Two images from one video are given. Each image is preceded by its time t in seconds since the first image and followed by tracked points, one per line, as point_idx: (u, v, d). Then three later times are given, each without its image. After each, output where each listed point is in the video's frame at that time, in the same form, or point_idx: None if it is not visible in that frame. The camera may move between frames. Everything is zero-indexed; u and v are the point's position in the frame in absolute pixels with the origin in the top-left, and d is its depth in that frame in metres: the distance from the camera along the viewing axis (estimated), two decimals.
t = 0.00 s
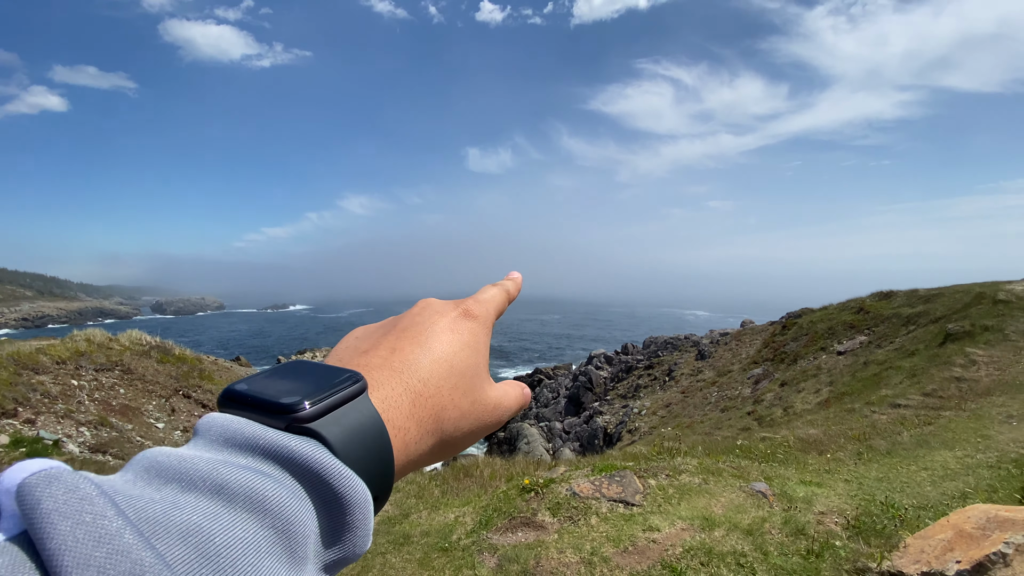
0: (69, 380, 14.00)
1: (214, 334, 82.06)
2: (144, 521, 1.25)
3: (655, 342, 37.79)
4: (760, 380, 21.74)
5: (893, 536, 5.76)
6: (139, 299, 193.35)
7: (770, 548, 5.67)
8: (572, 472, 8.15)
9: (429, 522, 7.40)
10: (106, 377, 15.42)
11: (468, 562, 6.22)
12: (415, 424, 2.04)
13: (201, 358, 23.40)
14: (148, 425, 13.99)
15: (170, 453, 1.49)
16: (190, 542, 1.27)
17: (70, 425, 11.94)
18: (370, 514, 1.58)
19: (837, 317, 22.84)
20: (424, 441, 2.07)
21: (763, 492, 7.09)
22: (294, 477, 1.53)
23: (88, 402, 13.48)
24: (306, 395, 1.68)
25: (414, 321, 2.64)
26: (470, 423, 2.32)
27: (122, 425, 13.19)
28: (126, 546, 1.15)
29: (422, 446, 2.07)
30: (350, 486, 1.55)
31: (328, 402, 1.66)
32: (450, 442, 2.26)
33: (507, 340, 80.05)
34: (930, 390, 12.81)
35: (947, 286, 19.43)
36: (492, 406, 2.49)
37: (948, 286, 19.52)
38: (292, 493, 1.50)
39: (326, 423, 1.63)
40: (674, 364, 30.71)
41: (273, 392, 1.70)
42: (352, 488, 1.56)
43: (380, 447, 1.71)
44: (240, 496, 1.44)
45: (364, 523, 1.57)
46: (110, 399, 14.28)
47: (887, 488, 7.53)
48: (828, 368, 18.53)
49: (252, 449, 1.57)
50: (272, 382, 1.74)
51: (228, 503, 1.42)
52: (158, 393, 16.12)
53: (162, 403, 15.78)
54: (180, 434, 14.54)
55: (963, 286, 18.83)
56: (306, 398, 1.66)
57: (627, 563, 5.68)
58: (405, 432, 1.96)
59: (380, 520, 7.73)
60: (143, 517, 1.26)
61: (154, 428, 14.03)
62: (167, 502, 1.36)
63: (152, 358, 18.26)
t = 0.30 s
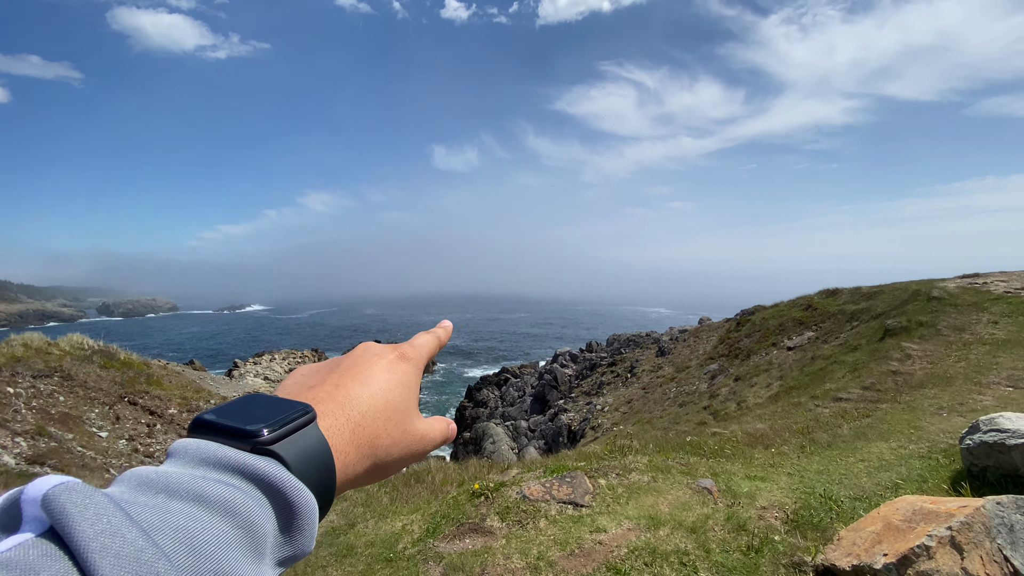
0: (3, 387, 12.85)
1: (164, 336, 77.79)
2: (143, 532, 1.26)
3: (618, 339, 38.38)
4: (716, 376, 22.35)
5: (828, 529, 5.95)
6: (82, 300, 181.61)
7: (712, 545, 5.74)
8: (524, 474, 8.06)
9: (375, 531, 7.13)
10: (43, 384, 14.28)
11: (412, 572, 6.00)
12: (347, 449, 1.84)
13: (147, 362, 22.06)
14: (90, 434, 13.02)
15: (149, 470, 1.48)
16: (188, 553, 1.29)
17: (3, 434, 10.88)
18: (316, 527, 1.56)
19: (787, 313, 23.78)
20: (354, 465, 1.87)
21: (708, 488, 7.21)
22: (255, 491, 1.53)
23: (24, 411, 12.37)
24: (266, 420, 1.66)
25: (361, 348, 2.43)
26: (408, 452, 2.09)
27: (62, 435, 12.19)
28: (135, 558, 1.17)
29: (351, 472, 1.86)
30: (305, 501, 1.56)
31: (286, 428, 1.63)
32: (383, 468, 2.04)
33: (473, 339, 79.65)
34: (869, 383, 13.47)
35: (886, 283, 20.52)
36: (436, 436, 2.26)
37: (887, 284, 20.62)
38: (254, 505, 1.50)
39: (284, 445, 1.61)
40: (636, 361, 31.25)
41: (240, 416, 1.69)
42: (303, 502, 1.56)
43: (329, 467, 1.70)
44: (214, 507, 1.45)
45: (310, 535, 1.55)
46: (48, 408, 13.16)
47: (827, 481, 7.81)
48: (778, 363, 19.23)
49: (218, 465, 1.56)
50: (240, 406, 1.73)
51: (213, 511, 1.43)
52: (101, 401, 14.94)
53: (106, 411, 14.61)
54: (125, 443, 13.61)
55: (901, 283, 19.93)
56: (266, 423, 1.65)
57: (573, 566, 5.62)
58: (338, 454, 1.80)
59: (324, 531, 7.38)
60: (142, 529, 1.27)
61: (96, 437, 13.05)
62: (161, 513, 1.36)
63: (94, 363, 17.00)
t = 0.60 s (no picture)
0: None
1: (132, 343, 74.99)
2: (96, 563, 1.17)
3: (597, 340, 38.64)
4: (693, 374, 22.67)
5: (798, 525, 6.05)
6: (44, 307, 173.81)
7: (687, 544, 5.76)
8: (500, 478, 7.98)
9: (348, 540, 6.93)
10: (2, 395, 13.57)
11: None
12: (290, 478, 1.71)
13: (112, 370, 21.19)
14: (52, 446, 12.41)
15: (94, 507, 1.38)
16: None
17: None
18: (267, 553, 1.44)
19: (760, 313, 24.30)
20: (300, 493, 1.74)
21: (683, 487, 7.26)
22: (204, 519, 1.42)
23: None
24: (215, 449, 1.54)
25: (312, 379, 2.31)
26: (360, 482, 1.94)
27: (22, 447, 11.56)
28: None
29: (296, 502, 1.73)
30: (254, 525, 1.44)
31: (235, 457, 1.50)
32: (333, 500, 1.90)
33: (454, 341, 79.20)
34: (838, 379, 13.83)
35: (854, 282, 21.15)
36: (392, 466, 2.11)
37: (855, 282, 21.25)
38: (203, 533, 1.40)
39: (232, 474, 1.47)
40: (615, 361, 31.50)
41: (190, 446, 1.57)
42: (252, 528, 1.44)
43: (280, 492, 1.58)
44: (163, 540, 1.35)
45: (258, 562, 1.42)
46: (8, 420, 12.48)
47: (798, 476, 7.95)
48: (752, 361, 19.61)
49: (167, 497, 1.45)
50: (190, 437, 1.61)
51: (167, 543, 1.33)
52: (64, 411, 14.30)
53: (70, 421, 14.00)
54: (89, 454, 13.05)
55: (868, 282, 20.57)
56: (213, 453, 1.51)
57: (549, 569, 5.57)
58: (283, 482, 1.68)
59: (295, 542, 7.14)
60: (95, 561, 1.18)
61: (59, 448, 12.47)
62: (113, 548, 1.26)
63: (57, 372, 16.21)
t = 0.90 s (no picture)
0: None
1: (115, 352, 73.47)
2: (73, 563, 1.17)
3: (588, 344, 38.78)
4: (683, 377, 22.84)
5: (790, 525, 6.13)
6: (20, 316, 169.34)
7: (682, 546, 5.81)
8: (495, 484, 7.97)
9: (342, 549, 6.87)
10: None
11: None
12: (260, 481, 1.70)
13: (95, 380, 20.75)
14: (33, 459, 12.12)
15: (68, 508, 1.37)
16: None
17: None
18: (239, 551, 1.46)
19: (748, 315, 24.60)
20: (270, 496, 1.72)
21: (677, 490, 7.32)
22: (177, 519, 1.43)
23: None
24: (187, 452, 1.54)
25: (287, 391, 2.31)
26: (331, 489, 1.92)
27: (1, 461, 11.25)
28: None
29: (266, 504, 1.71)
30: (226, 525, 1.46)
31: (207, 459, 1.51)
32: (304, 507, 1.87)
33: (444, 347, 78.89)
34: (825, 381, 14.05)
35: (839, 285, 21.52)
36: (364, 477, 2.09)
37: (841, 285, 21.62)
38: (176, 533, 1.41)
39: (204, 476, 1.48)
40: (606, 365, 31.63)
41: (163, 449, 1.57)
42: (225, 528, 1.46)
43: (250, 494, 1.59)
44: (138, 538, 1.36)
45: (231, 561, 1.44)
46: None
47: (789, 477, 8.06)
48: (741, 364, 19.83)
49: (140, 498, 1.45)
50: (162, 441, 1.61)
51: (142, 542, 1.34)
52: (45, 423, 13.96)
53: (50, 433, 13.68)
54: (71, 467, 12.76)
55: (853, 284, 20.96)
56: (185, 456, 1.52)
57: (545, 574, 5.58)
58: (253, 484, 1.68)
59: (287, 552, 7.05)
60: (71, 560, 1.18)
61: (39, 461, 12.16)
62: (89, 547, 1.26)
63: (37, 383, 15.83)
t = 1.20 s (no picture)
0: None
1: (106, 364, 72.55)
2: None
3: (584, 351, 38.84)
4: (679, 384, 22.89)
5: (792, 530, 6.17)
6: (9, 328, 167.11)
7: (684, 552, 5.84)
8: (496, 492, 7.96)
9: (344, 559, 6.82)
10: None
11: None
12: (280, 511, 1.68)
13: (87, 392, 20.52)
14: (23, 473, 11.96)
15: (90, 542, 1.41)
16: None
17: None
18: None
19: (743, 321, 24.77)
20: (287, 527, 1.69)
21: (678, 496, 7.35)
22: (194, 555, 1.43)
23: None
24: (209, 484, 1.54)
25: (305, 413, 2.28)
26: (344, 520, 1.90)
27: None
28: None
29: (282, 537, 1.68)
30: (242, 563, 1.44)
31: (229, 493, 1.51)
32: (315, 538, 1.84)
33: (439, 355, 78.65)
34: (822, 386, 14.15)
35: (833, 290, 21.75)
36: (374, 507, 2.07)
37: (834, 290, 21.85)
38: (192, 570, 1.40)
39: (225, 511, 1.48)
40: (602, 372, 31.67)
41: (186, 480, 1.57)
42: (240, 567, 1.44)
43: (268, 527, 1.57)
44: None
45: None
46: None
47: (788, 482, 8.11)
48: (737, 369, 19.93)
49: (158, 534, 1.47)
50: (185, 469, 1.61)
51: None
52: (35, 436, 13.78)
53: (41, 446, 13.51)
54: (63, 480, 12.59)
55: (846, 289, 21.18)
56: (206, 489, 1.52)
57: None
58: (271, 516, 1.65)
59: (288, 564, 6.98)
60: None
61: (30, 475, 12.00)
62: None
63: (27, 396, 15.63)
